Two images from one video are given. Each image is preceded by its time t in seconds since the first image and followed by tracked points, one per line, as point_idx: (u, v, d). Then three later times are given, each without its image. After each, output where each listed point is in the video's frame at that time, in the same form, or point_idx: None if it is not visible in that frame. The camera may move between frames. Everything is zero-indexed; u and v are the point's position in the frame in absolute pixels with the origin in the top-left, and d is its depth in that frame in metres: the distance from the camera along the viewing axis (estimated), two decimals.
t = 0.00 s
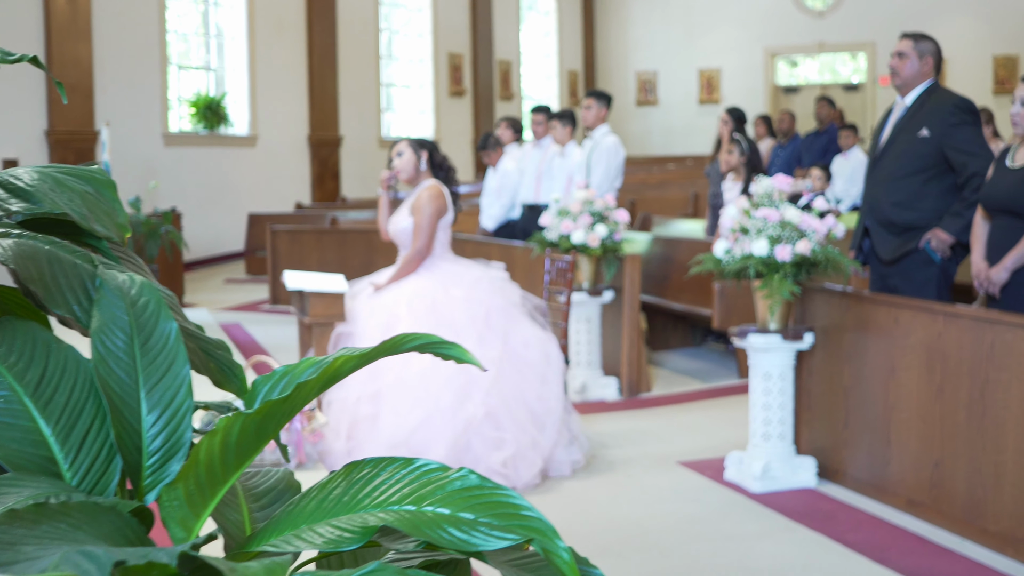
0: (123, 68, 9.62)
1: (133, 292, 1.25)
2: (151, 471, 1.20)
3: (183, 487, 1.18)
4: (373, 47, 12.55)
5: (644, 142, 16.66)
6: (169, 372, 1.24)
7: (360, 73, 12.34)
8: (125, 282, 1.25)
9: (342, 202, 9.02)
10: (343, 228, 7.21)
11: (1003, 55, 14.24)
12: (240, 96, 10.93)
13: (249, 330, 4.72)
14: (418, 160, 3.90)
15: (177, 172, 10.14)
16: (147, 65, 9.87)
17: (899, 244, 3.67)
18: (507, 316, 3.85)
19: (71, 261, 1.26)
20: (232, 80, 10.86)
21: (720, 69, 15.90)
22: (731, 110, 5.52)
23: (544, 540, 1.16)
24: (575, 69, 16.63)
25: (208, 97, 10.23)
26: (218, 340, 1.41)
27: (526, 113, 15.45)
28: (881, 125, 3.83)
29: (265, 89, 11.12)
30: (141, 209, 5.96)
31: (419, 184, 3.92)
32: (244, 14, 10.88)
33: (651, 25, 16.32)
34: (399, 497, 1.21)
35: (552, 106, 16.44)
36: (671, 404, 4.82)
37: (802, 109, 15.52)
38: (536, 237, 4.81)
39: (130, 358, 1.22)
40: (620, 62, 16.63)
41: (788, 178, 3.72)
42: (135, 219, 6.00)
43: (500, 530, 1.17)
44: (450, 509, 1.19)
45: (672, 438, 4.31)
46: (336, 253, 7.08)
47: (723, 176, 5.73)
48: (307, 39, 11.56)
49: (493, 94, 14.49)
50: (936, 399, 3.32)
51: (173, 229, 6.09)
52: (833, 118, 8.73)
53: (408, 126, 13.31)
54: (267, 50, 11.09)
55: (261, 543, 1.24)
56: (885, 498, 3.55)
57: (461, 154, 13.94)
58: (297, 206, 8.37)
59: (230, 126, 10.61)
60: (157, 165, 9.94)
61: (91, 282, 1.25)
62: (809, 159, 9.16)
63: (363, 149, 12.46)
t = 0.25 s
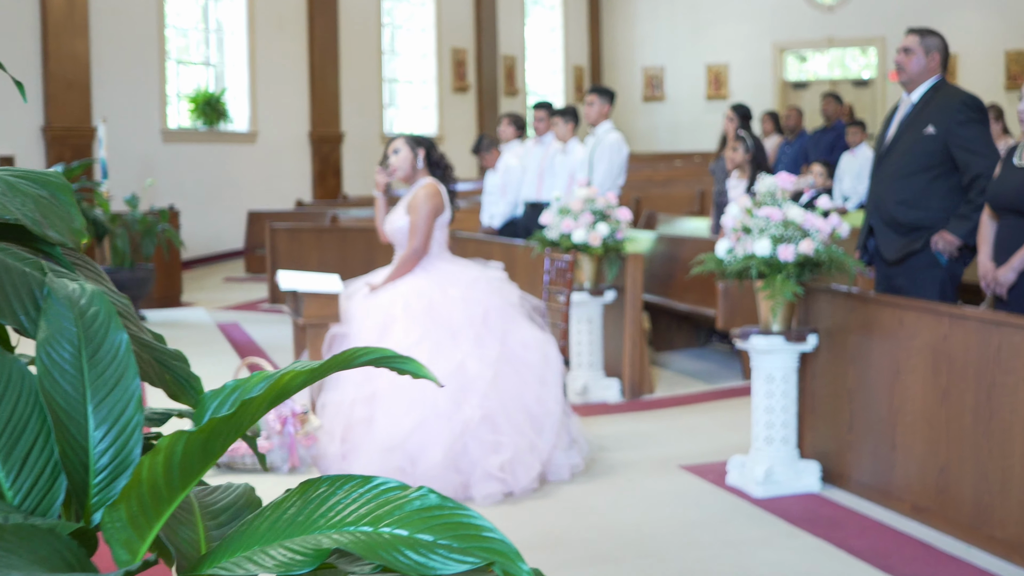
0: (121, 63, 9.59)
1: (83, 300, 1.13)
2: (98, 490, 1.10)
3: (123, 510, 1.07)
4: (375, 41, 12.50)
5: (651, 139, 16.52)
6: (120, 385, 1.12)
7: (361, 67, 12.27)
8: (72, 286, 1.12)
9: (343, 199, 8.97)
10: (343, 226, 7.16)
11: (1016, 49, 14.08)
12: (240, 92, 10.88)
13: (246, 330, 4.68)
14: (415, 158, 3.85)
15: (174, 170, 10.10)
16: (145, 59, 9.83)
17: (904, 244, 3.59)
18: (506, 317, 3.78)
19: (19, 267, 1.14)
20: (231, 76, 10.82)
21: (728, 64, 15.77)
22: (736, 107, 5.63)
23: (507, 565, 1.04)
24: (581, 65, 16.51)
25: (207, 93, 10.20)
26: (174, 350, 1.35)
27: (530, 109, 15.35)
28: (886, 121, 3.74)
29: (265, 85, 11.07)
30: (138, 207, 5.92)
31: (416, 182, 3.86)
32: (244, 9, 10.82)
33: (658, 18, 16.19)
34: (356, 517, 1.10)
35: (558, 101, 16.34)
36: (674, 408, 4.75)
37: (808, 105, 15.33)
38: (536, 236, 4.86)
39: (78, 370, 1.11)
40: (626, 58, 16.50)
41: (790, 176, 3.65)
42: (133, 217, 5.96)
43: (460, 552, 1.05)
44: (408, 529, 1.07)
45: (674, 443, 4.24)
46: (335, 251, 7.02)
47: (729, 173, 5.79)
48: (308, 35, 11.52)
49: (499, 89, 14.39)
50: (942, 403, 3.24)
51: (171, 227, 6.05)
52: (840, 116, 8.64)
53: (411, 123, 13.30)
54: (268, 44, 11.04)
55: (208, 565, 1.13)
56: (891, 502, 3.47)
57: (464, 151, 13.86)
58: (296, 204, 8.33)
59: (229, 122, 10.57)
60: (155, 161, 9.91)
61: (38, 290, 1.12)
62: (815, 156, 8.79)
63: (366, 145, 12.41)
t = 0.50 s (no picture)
0: (122, 58, 9.49)
1: (38, 308, 1.20)
2: (50, 504, 1.16)
3: (70, 529, 1.05)
4: (379, 37, 12.45)
5: (659, 135, 16.45)
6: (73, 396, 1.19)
7: (362, 63, 12.21)
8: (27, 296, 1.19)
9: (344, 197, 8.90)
10: (345, 224, 7.11)
11: None
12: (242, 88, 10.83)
13: (245, 330, 4.63)
14: (413, 156, 3.79)
15: (175, 167, 10.01)
16: (145, 55, 9.72)
17: (913, 244, 3.50)
18: (506, 318, 3.71)
19: None
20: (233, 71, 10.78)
21: (737, 59, 15.66)
22: (743, 105, 5.63)
23: None
24: (588, 60, 16.39)
25: (209, 89, 10.05)
26: (136, 360, 1.30)
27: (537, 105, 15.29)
28: (893, 119, 3.66)
29: (267, 81, 10.99)
30: (135, 206, 5.89)
31: (414, 180, 3.80)
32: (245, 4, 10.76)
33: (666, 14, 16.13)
34: (317, 534, 1.05)
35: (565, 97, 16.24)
36: (680, 412, 4.69)
37: (818, 101, 15.22)
38: (538, 236, 4.88)
39: (31, 383, 1.17)
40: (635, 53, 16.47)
41: (795, 175, 3.58)
42: (131, 215, 5.94)
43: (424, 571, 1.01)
44: (367, 548, 1.03)
45: (679, 447, 4.17)
46: (336, 248, 6.97)
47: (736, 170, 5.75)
48: (311, 30, 11.46)
49: (504, 85, 14.33)
50: (949, 407, 3.16)
51: (168, 225, 6.05)
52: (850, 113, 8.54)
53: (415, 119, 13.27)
54: (270, 39, 10.97)
55: None
56: (898, 508, 3.39)
57: (468, 147, 13.82)
58: (298, 202, 8.28)
59: (231, 119, 10.50)
60: (154, 159, 9.77)
61: None
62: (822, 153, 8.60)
63: (368, 141, 12.36)
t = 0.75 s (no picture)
0: (122, 54, 9.44)
1: None
2: None
3: None
4: (383, 32, 12.41)
5: (667, 132, 16.37)
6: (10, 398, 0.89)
7: (366, 59, 12.17)
8: None
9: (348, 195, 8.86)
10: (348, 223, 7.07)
11: None
12: (244, 84, 10.78)
13: (245, 331, 4.59)
14: (412, 153, 3.74)
15: (176, 164, 9.97)
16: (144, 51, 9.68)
17: (920, 243, 3.43)
18: (506, 320, 3.66)
19: None
20: (234, 67, 10.74)
21: (747, 55, 15.55)
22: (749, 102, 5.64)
23: None
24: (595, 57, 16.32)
25: (209, 86, 10.14)
26: (99, 367, 1.08)
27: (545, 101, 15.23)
28: (901, 117, 3.59)
29: (269, 77, 10.96)
30: (134, 205, 5.79)
31: (414, 179, 3.75)
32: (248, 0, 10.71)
33: (675, 9, 16.05)
34: (281, 550, 0.78)
35: (572, 94, 16.16)
36: (685, 416, 4.62)
37: (829, 97, 15.06)
38: (541, 236, 4.81)
39: None
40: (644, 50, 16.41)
41: (801, 173, 3.51)
42: (129, 214, 5.81)
43: None
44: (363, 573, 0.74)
45: (683, 451, 4.11)
46: (338, 247, 6.93)
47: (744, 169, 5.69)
48: (314, 26, 11.40)
49: (510, 82, 14.28)
50: (957, 412, 3.09)
51: (166, 224, 5.99)
52: (861, 110, 8.45)
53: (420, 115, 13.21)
54: (272, 35, 10.92)
55: None
56: (904, 515, 3.32)
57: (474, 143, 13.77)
58: (302, 200, 8.24)
59: (232, 116, 10.46)
60: (153, 155, 9.73)
61: None
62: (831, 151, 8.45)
63: (372, 137, 12.32)
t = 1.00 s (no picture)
0: (122, 51, 9.39)
1: None
2: None
3: None
4: (388, 29, 12.38)
5: (676, 128, 16.30)
6: None
7: (370, 56, 12.13)
8: None
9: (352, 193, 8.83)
10: (351, 221, 7.03)
11: None
12: (246, 81, 10.75)
13: (245, 332, 4.55)
14: (413, 152, 3.69)
15: (175, 162, 9.94)
16: (144, 48, 9.66)
17: (928, 244, 3.36)
18: (506, 321, 3.61)
19: None
20: (236, 64, 10.71)
21: (758, 51, 15.46)
22: (755, 100, 5.59)
23: None
24: (602, 53, 16.24)
25: (211, 82, 10.12)
26: (64, 378, 0.97)
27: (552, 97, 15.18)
28: (909, 114, 3.51)
29: (271, 73, 10.92)
30: (132, 203, 5.79)
31: (412, 178, 3.71)
32: None
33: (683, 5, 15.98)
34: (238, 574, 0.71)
35: (579, 90, 16.09)
36: (690, 418, 4.57)
37: (840, 94, 14.96)
38: (545, 234, 4.75)
39: None
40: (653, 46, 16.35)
41: (808, 172, 3.44)
42: (128, 213, 5.82)
43: None
44: None
45: (687, 454, 4.06)
46: (340, 246, 6.89)
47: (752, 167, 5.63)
48: (317, 22, 11.36)
49: (516, 79, 14.23)
50: (965, 416, 3.02)
51: (165, 223, 5.99)
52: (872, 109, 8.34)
53: (425, 112, 13.17)
54: (274, 31, 10.89)
55: None
56: (911, 518, 3.26)
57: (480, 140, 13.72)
58: (305, 199, 8.21)
59: (234, 113, 10.44)
60: (153, 153, 9.70)
61: None
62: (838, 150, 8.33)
63: (377, 134, 12.28)
